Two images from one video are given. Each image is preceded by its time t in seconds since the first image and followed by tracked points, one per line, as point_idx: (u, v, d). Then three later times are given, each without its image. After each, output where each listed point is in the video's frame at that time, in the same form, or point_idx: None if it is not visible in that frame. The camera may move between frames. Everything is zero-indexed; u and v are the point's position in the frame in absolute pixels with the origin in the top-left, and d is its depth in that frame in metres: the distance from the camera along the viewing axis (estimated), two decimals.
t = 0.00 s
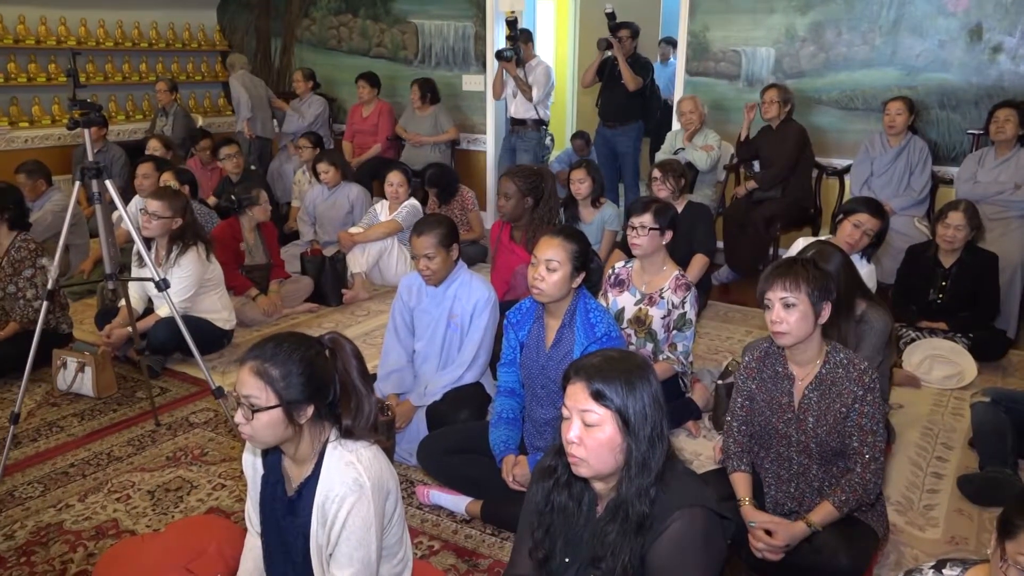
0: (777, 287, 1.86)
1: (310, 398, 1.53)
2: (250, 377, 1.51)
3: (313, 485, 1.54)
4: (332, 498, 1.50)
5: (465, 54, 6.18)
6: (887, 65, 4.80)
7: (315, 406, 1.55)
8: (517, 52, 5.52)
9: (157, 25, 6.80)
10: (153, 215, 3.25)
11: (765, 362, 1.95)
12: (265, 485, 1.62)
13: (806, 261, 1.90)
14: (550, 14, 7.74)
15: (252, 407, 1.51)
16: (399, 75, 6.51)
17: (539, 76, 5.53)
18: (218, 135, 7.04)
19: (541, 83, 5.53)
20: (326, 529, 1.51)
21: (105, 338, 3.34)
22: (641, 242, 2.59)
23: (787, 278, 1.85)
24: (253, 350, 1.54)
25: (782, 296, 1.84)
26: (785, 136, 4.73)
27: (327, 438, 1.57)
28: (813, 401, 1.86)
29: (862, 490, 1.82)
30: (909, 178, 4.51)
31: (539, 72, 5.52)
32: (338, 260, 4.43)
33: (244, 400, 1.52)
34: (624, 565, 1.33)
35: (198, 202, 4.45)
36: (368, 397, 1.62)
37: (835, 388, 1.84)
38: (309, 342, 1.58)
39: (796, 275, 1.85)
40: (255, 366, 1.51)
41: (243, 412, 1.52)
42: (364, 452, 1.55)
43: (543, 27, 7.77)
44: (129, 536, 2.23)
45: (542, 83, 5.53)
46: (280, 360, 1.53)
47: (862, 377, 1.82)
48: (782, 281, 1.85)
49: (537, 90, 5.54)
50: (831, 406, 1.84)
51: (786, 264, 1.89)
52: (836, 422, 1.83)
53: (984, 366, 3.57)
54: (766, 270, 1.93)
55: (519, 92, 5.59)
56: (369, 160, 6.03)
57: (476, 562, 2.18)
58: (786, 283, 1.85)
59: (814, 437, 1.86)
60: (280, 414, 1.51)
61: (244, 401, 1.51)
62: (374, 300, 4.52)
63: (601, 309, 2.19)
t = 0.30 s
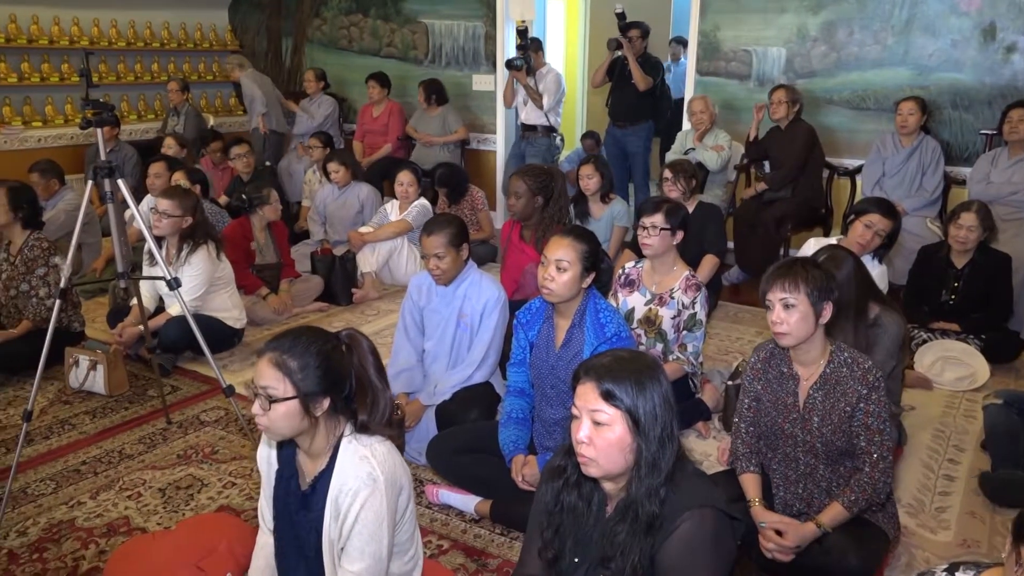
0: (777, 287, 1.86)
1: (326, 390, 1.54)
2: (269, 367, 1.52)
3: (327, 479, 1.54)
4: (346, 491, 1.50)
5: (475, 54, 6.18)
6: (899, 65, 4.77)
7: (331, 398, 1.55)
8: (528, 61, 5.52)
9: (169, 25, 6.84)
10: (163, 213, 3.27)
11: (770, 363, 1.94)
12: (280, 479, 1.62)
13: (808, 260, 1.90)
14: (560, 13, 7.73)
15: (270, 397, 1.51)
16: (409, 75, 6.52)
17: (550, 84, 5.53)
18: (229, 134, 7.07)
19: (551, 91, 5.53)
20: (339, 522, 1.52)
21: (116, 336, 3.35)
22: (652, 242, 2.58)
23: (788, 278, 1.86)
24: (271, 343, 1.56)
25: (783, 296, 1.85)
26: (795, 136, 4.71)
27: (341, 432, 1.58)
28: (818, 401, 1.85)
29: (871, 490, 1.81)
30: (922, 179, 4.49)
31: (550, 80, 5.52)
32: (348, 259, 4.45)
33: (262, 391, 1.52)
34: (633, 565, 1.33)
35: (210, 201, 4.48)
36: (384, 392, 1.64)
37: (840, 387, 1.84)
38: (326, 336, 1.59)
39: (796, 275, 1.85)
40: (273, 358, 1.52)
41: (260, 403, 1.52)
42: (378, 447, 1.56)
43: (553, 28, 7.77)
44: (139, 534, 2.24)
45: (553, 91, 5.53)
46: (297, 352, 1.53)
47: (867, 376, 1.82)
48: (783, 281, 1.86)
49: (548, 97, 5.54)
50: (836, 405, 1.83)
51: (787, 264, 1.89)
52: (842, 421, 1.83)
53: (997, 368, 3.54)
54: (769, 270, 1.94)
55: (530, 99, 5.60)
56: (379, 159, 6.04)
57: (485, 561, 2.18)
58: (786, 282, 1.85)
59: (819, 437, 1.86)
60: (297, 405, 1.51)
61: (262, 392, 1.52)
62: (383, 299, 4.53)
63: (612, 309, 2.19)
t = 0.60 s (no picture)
0: (793, 288, 1.87)
1: (352, 376, 1.56)
2: (298, 352, 1.54)
3: (347, 465, 1.55)
4: (365, 476, 1.52)
5: (488, 53, 6.18)
6: (915, 64, 4.73)
7: (356, 384, 1.57)
8: (541, 56, 5.52)
9: (184, 25, 6.88)
10: (178, 212, 3.29)
11: (786, 364, 1.94)
12: (300, 468, 1.62)
13: (824, 260, 1.90)
14: (573, 12, 7.71)
15: (298, 381, 1.53)
16: (422, 74, 6.53)
17: (563, 79, 5.54)
18: (243, 133, 7.11)
19: (565, 86, 5.54)
20: (356, 507, 1.53)
21: (132, 334, 3.34)
22: (665, 241, 2.58)
23: (804, 278, 1.86)
24: (299, 330, 1.58)
25: (799, 297, 1.85)
26: (810, 136, 4.68)
27: (365, 420, 1.59)
28: (833, 403, 1.85)
29: (886, 493, 1.79)
30: (938, 179, 4.45)
31: (563, 76, 5.54)
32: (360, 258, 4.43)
33: (290, 374, 1.54)
34: (645, 566, 1.33)
35: (224, 200, 4.50)
36: (408, 385, 1.65)
37: (856, 389, 1.83)
38: (354, 324, 1.61)
39: (813, 276, 1.85)
40: (303, 343, 1.54)
41: (288, 387, 1.54)
42: (399, 437, 1.57)
43: (566, 27, 7.75)
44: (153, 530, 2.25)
45: (566, 86, 5.54)
46: (326, 337, 1.56)
47: (883, 378, 1.81)
48: (799, 282, 1.86)
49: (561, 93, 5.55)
50: (851, 407, 1.82)
51: (803, 264, 1.89)
52: (857, 423, 1.82)
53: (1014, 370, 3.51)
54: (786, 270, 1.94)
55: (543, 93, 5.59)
56: (392, 158, 6.05)
57: (496, 560, 2.18)
58: (803, 283, 1.85)
59: (834, 439, 1.85)
60: (324, 389, 1.53)
61: (291, 375, 1.54)
62: (396, 298, 4.53)
63: (624, 309, 2.18)
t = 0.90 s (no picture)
0: (824, 297, 1.84)
1: (378, 358, 1.58)
2: (326, 335, 1.56)
3: (368, 449, 1.56)
4: (385, 457, 1.54)
5: (502, 52, 6.18)
6: (932, 63, 4.69)
7: (382, 367, 1.59)
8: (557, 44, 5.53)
9: (199, 24, 6.93)
10: (195, 210, 3.31)
11: (807, 365, 1.92)
12: (322, 454, 1.63)
13: (855, 268, 1.87)
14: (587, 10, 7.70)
15: (326, 363, 1.55)
16: (436, 73, 6.54)
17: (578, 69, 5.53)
18: (257, 132, 7.15)
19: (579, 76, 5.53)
20: (375, 488, 1.54)
21: (148, 331, 3.36)
22: (679, 241, 2.57)
23: (836, 287, 1.83)
24: (327, 316, 1.60)
25: (831, 306, 1.82)
26: (825, 135, 4.66)
27: (389, 405, 1.61)
28: (856, 407, 1.83)
29: (903, 499, 1.77)
30: (955, 180, 4.42)
31: (578, 66, 5.52)
32: (374, 256, 4.47)
33: (318, 356, 1.56)
34: (657, 566, 1.32)
35: (239, 198, 4.52)
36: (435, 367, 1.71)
37: (880, 395, 1.81)
38: (380, 313, 1.64)
39: (845, 286, 1.82)
40: (331, 327, 1.57)
41: (316, 369, 1.56)
42: (421, 424, 1.60)
43: (580, 25, 7.74)
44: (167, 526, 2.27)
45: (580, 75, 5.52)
46: (354, 320, 1.58)
47: (908, 385, 1.78)
48: (831, 291, 1.83)
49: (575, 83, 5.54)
50: (874, 412, 1.81)
51: (833, 271, 1.87)
52: (879, 429, 1.80)
53: None
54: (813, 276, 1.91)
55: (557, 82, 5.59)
56: (406, 157, 6.07)
57: (509, 559, 2.18)
58: (835, 292, 1.82)
59: (855, 444, 1.83)
60: (350, 371, 1.54)
61: (318, 357, 1.55)
62: (409, 296, 4.54)
63: (637, 309, 2.18)
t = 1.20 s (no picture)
0: (854, 321, 1.77)
1: (392, 346, 1.61)
2: (344, 324, 1.60)
3: (379, 436, 1.56)
4: (394, 443, 1.53)
5: (512, 50, 6.17)
6: (945, 61, 4.66)
7: (397, 354, 1.62)
8: (566, 41, 5.51)
9: (211, 23, 6.97)
10: (205, 208, 3.32)
11: (823, 366, 1.91)
12: (336, 442, 1.64)
13: (883, 283, 1.80)
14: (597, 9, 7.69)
15: (343, 350, 1.59)
16: (445, 72, 6.55)
17: (587, 67, 5.53)
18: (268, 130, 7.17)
19: (589, 73, 5.53)
20: (383, 474, 1.53)
21: (159, 329, 3.36)
22: (688, 240, 2.57)
23: (867, 312, 1.76)
24: (346, 307, 1.65)
25: (861, 332, 1.76)
26: (837, 135, 4.64)
27: (403, 393, 1.64)
28: (873, 410, 1.82)
29: (916, 503, 1.77)
30: (966, 180, 4.39)
31: (587, 63, 5.52)
32: (383, 256, 4.61)
33: (336, 344, 1.60)
34: (667, 566, 1.32)
35: (249, 196, 4.54)
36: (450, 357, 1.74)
37: (898, 398, 1.80)
38: (397, 305, 1.68)
39: (875, 311, 1.76)
40: (349, 316, 1.61)
41: (334, 356, 1.59)
42: (431, 413, 1.59)
43: (590, 23, 7.73)
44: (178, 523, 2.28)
45: (589, 72, 5.53)
46: (371, 310, 1.62)
47: (928, 390, 1.78)
48: (862, 316, 1.76)
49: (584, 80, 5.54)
50: (891, 416, 1.80)
51: (862, 289, 1.80)
52: (896, 433, 1.80)
53: None
54: (839, 288, 1.84)
55: (567, 80, 5.58)
56: (415, 155, 6.07)
57: (517, 557, 2.18)
58: (867, 319, 1.76)
59: (870, 447, 1.83)
60: (367, 358, 1.58)
61: (336, 345, 1.59)
62: (418, 295, 4.54)
63: (647, 307, 2.16)
